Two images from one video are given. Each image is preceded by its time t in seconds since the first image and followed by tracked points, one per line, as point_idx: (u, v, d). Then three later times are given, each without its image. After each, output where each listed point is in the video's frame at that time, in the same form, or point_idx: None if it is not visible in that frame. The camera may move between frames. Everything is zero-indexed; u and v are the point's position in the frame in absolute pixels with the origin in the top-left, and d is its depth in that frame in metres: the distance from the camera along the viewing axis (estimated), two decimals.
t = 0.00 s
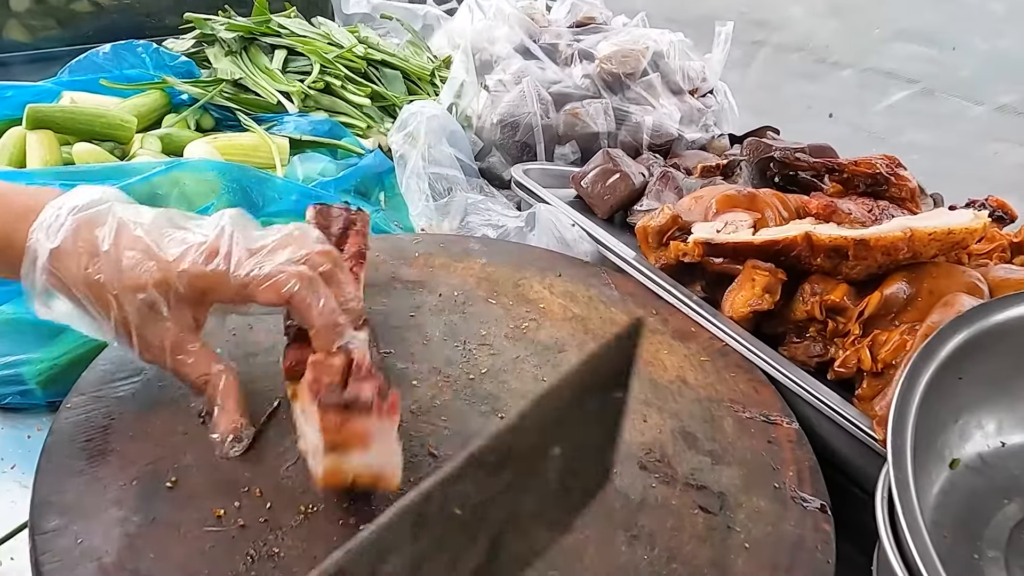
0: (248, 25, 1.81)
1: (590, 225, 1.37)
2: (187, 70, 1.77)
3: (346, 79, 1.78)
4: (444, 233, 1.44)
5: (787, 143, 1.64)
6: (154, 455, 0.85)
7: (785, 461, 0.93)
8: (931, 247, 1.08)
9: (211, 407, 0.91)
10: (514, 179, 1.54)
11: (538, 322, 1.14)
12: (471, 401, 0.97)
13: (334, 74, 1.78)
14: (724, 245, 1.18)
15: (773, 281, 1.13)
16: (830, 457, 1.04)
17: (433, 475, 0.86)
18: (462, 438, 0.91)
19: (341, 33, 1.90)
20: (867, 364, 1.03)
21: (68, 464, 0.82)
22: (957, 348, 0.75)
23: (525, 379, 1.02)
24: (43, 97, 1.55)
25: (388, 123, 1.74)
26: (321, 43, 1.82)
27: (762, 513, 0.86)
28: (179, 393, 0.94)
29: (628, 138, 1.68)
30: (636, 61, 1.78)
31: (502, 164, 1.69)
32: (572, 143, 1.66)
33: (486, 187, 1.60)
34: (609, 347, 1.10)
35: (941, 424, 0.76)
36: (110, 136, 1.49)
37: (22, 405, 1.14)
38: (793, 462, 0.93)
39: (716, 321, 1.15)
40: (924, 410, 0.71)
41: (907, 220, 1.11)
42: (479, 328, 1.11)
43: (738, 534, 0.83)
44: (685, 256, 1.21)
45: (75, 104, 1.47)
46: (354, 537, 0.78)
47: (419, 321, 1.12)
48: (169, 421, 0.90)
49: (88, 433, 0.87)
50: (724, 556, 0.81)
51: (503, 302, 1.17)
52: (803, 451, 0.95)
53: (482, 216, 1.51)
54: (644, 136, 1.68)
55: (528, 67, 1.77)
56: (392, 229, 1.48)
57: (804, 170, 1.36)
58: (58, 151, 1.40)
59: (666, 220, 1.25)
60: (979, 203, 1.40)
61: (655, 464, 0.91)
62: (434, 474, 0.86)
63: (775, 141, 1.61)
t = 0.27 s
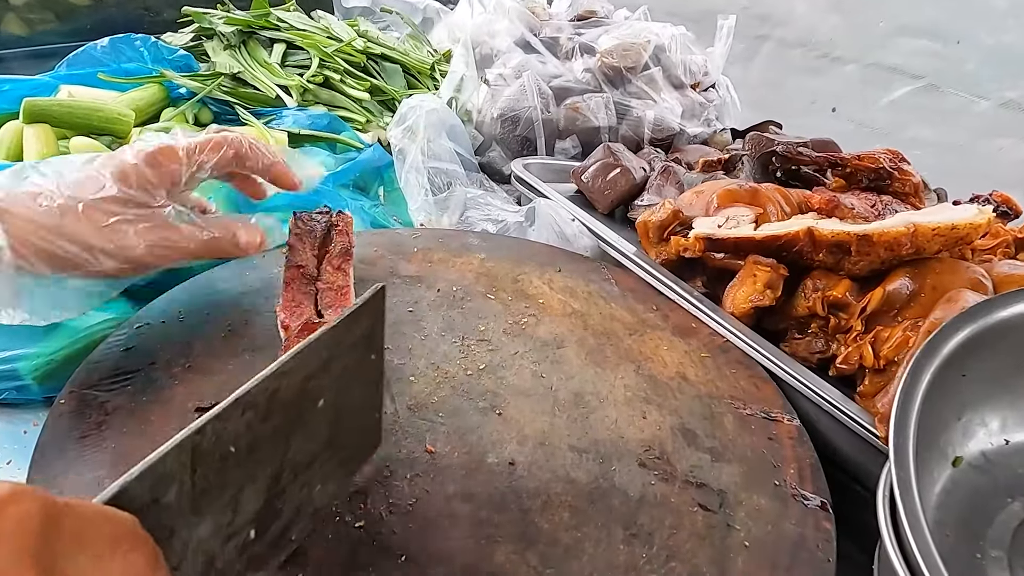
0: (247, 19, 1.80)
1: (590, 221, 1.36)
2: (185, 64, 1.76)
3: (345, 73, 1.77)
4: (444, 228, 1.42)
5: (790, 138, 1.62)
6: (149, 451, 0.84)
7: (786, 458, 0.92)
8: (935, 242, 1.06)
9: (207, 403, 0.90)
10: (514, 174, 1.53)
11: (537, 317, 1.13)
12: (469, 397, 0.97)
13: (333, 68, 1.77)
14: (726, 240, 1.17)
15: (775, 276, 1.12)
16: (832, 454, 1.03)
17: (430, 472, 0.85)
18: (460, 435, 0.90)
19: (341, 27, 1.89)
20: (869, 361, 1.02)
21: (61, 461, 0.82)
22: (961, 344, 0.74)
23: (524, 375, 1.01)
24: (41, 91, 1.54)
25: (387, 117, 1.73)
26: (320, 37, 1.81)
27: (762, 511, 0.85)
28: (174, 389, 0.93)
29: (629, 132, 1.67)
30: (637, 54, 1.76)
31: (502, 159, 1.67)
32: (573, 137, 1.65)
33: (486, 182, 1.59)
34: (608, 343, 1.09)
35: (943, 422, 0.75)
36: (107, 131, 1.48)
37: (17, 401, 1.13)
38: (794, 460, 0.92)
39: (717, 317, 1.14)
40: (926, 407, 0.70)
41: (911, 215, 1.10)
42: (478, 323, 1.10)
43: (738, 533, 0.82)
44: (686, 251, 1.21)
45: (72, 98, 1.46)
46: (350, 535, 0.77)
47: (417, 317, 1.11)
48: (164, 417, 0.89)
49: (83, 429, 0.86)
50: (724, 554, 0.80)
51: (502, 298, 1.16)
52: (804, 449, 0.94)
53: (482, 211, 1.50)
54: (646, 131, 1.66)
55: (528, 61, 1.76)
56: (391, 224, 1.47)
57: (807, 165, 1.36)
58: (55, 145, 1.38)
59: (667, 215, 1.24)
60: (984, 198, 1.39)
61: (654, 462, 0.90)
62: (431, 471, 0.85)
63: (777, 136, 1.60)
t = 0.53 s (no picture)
0: (249, 14, 1.80)
1: (593, 218, 1.35)
2: (187, 60, 1.76)
3: (348, 69, 1.77)
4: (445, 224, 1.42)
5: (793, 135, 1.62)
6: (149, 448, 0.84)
7: (788, 457, 0.92)
8: (938, 240, 1.06)
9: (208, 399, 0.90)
10: (516, 170, 1.53)
11: (539, 315, 1.13)
12: (470, 394, 0.96)
13: (336, 64, 1.77)
14: (728, 238, 1.16)
15: (777, 274, 1.11)
16: (835, 453, 1.02)
17: (430, 470, 0.85)
18: (460, 432, 0.90)
19: (343, 23, 1.89)
20: (872, 359, 1.01)
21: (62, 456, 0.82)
22: (964, 343, 0.74)
23: (526, 373, 1.01)
24: (44, 87, 1.55)
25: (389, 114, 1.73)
26: (322, 33, 1.81)
27: (764, 509, 0.85)
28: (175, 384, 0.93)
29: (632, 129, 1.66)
30: (640, 51, 1.75)
31: (505, 155, 1.68)
32: (575, 134, 1.64)
33: (489, 179, 1.59)
34: (610, 340, 1.09)
35: (945, 421, 0.75)
36: (110, 127, 1.49)
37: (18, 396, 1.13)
38: (795, 458, 0.92)
39: (719, 315, 1.13)
40: (928, 406, 0.70)
41: (914, 213, 1.09)
42: (480, 320, 1.10)
43: (738, 531, 0.82)
44: (689, 248, 1.20)
45: (74, 94, 1.46)
46: (351, 532, 0.77)
47: (418, 314, 1.11)
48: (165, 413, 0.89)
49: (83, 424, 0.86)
50: (725, 553, 0.80)
51: (503, 295, 1.16)
52: (805, 447, 0.93)
53: (483, 209, 1.50)
54: (649, 127, 1.66)
55: (531, 57, 1.75)
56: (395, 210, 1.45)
57: (810, 163, 1.35)
58: (58, 141, 1.39)
59: (668, 213, 1.25)
60: (988, 196, 1.38)
61: (655, 459, 0.90)
62: (431, 469, 0.85)
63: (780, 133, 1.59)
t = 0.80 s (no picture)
0: (250, 9, 1.81)
1: (593, 214, 1.36)
2: (189, 55, 1.77)
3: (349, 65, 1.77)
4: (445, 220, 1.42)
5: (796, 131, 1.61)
6: (147, 443, 0.84)
7: (788, 453, 0.92)
8: (941, 236, 1.05)
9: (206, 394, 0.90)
10: (518, 166, 1.52)
11: (539, 310, 1.12)
12: (469, 390, 0.96)
13: (337, 59, 1.77)
14: (730, 234, 1.15)
15: (779, 270, 1.11)
16: (836, 450, 1.02)
17: (428, 466, 0.85)
18: (460, 428, 0.90)
19: (344, 18, 1.88)
20: (873, 356, 1.01)
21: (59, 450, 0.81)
22: (965, 340, 0.73)
23: (525, 369, 1.01)
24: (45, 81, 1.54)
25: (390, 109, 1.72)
26: (324, 28, 1.81)
27: (763, 506, 0.85)
28: (174, 379, 0.93)
29: (634, 125, 1.66)
30: (642, 46, 1.74)
31: (506, 151, 1.68)
32: (577, 129, 1.65)
33: (490, 174, 1.58)
34: (610, 337, 1.09)
35: (947, 418, 0.74)
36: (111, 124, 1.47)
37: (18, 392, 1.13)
38: (796, 455, 0.91)
39: (720, 311, 1.13)
40: (929, 403, 0.70)
41: (917, 209, 1.09)
42: (480, 315, 1.10)
43: (738, 527, 0.82)
44: (690, 244, 1.19)
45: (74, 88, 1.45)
46: (349, 527, 0.77)
47: (418, 310, 1.10)
48: (162, 408, 0.89)
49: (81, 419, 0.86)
50: (724, 550, 0.79)
51: (504, 290, 1.16)
52: (806, 444, 0.93)
53: (484, 204, 1.49)
54: (651, 123, 1.67)
55: (533, 53, 1.74)
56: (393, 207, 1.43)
57: (813, 159, 1.34)
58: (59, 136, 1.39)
59: (670, 208, 1.24)
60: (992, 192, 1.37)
61: (655, 456, 0.90)
62: (430, 465, 0.85)
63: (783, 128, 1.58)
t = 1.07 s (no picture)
0: (257, 6, 1.80)
1: (600, 212, 1.36)
2: (195, 52, 1.77)
3: (355, 62, 1.77)
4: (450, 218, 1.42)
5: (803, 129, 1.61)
6: (155, 439, 0.84)
7: (794, 452, 0.92)
8: (948, 235, 1.05)
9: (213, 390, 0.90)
10: (524, 164, 1.52)
11: (545, 308, 1.13)
12: (475, 388, 0.96)
13: (343, 56, 1.77)
14: (736, 233, 1.15)
15: (785, 269, 1.11)
16: (842, 448, 1.02)
17: (435, 464, 0.85)
18: (466, 426, 0.90)
19: (351, 15, 1.88)
20: (880, 355, 1.01)
21: (65, 447, 0.81)
22: (973, 340, 0.73)
23: (531, 367, 1.01)
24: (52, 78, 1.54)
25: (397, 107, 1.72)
26: (330, 25, 1.81)
27: (769, 504, 0.85)
28: (181, 375, 0.94)
29: (640, 123, 1.66)
30: (648, 44, 1.74)
31: (512, 148, 1.68)
32: (583, 126, 1.64)
33: (495, 172, 1.58)
34: (616, 335, 1.09)
35: (954, 417, 0.74)
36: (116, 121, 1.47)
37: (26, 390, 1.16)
38: (802, 454, 0.91)
39: (726, 309, 1.13)
40: (936, 402, 0.70)
41: (924, 208, 1.09)
42: (485, 313, 1.10)
43: (744, 526, 0.82)
44: (695, 243, 1.19)
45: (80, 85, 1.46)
46: (355, 524, 0.77)
47: (424, 307, 1.10)
48: (169, 404, 0.89)
49: (88, 414, 0.86)
50: (730, 548, 0.79)
51: (510, 288, 1.16)
52: (812, 443, 0.93)
53: (490, 202, 1.49)
54: (657, 121, 1.66)
55: (540, 50, 1.74)
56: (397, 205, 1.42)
57: (819, 157, 1.33)
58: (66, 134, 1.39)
59: (676, 207, 1.24)
60: (999, 192, 1.37)
61: (661, 454, 0.90)
62: (436, 463, 0.85)
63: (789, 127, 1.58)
